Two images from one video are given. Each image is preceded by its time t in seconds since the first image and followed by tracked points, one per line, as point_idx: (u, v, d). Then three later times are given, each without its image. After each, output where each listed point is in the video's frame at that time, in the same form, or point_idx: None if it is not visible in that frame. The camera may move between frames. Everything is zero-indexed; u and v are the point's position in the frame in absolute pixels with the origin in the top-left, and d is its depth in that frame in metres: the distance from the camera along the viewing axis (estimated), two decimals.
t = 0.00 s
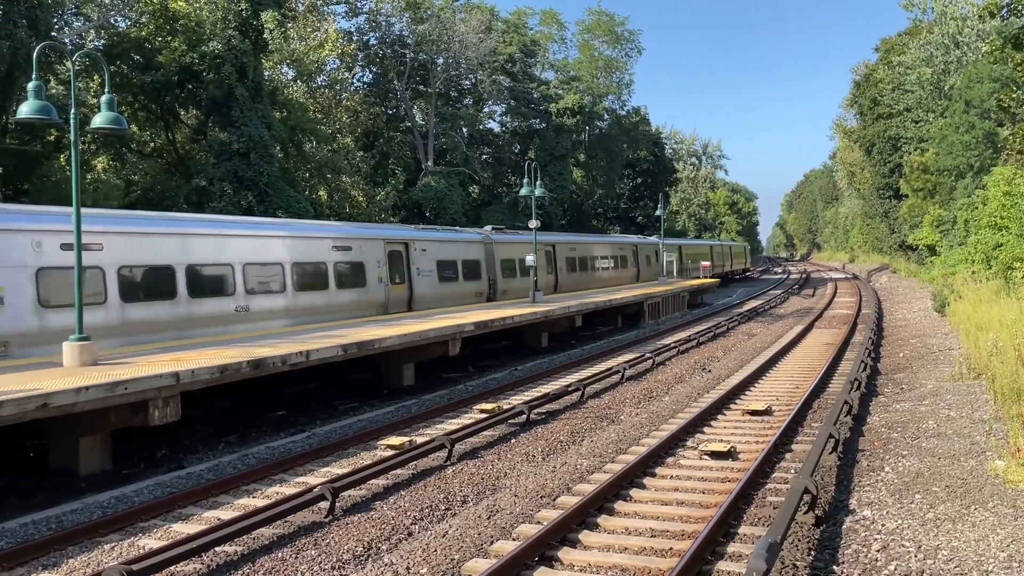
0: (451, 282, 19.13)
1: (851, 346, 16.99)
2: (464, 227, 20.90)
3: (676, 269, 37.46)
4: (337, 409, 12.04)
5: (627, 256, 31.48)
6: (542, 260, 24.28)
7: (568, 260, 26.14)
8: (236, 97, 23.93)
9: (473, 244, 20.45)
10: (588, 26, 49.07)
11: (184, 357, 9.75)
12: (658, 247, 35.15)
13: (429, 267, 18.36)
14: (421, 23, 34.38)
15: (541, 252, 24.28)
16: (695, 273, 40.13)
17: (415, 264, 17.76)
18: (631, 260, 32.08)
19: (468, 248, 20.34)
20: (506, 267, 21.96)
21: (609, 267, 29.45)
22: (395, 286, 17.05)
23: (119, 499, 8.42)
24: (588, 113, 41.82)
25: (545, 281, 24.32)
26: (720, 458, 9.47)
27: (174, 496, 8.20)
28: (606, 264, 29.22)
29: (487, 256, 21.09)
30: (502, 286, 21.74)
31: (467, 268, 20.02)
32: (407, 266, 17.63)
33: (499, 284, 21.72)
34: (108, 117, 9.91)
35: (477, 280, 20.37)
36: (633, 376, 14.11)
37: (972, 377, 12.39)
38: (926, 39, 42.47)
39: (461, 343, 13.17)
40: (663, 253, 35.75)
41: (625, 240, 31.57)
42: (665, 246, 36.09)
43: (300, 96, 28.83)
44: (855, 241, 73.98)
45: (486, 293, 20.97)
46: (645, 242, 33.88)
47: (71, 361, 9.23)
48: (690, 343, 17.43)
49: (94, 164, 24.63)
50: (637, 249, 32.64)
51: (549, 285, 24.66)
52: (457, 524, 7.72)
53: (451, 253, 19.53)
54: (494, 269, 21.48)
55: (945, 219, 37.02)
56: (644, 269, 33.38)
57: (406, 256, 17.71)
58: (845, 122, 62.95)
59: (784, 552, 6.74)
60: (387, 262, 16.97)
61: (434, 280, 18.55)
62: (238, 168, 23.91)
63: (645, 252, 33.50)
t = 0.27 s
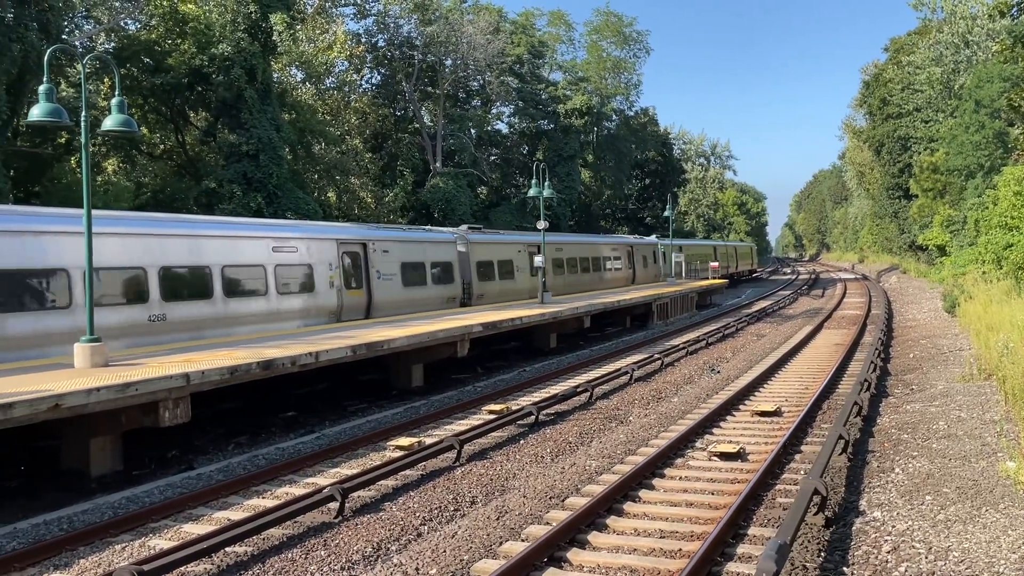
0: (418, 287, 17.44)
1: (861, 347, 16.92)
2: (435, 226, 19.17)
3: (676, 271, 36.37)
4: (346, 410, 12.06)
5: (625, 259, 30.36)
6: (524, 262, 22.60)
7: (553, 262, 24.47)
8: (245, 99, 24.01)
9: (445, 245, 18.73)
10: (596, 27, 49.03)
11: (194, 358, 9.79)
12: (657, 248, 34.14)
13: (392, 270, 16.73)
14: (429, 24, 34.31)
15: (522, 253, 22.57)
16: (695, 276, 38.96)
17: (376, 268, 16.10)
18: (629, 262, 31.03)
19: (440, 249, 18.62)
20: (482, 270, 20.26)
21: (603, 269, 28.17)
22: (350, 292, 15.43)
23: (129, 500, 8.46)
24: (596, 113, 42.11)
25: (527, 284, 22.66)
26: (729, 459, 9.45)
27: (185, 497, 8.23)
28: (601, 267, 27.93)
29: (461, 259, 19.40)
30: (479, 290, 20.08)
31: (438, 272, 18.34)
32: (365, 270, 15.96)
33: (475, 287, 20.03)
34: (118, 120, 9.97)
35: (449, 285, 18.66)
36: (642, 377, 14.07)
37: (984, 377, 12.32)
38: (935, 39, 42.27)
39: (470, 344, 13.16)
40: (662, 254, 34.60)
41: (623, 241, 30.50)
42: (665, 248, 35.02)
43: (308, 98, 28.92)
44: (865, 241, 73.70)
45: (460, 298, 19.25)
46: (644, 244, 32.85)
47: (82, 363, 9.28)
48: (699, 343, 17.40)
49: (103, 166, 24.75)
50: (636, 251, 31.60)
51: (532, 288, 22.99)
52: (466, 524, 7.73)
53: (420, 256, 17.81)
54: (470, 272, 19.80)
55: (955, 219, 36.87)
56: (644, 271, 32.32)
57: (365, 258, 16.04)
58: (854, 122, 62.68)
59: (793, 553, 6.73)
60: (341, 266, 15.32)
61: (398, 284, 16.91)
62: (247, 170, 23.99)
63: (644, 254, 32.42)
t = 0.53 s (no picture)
0: (381, 291, 15.78)
1: (876, 347, 16.82)
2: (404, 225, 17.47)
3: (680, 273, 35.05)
4: (359, 411, 12.08)
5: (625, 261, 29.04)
6: (506, 263, 20.83)
7: (540, 264, 22.72)
8: (259, 101, 24.11)
9: (413, 245, 17.06)
10: (608, 27, 48.92)
11: (208, 359, 9.83)
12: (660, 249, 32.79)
13: (350, 273, 15.09)
14: (441, 25, 34.29)
15: (503, 253, 20.82)
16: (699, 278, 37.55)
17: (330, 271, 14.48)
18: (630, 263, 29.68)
19: (408, 250, 16.96)
20: (458, 273, 18.56)
21: (601, 271, 26.75)
22: (300, 297, 13.85)
23: (145, 500, 8.50)
24: (608, 113, 42.05)
25: (510, 287, 20.96)
26: (743, 460, 9.40)
27: (200, 497, 8.27)
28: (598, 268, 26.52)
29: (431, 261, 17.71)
30: (454, 293, 18.41)
31: (405, 274, 16.68)
32: (317, 274, 14.33)
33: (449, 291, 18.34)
34: (134, 122, 10.02)
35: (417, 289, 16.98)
36: (655, 378, 14.04)
37: (1001, 377, 12.21)
38: (950, 37, 41.94)
39: (483, 345, 13.16)
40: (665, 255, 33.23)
41: (623, 242, 29.16)
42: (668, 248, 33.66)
43: (322, 99, 29.02)
44: (879, 241, 73.25)
45: (453, 301, 18.43)
46: (646, 244, 31.52)
47: (98, 363, 9.34)
48: (712, 343, 17.33)
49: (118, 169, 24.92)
50: (637, 252, 30.26)
51: (514, 292, 21.26)
52: (480, 525, 7.73)
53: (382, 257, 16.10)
54: (443, 275, 18.11)
55: (971, 218, 36.62)
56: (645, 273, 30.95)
57: (317, 261, 14.41)
58: (868, 121, 62.30)
59: (809, 555, 6.68)
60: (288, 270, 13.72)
61: (358, 288, 15.28)
62: (260, 171, 24.11)
63: (645, 255, 31.09)
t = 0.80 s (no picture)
0: (339, 296, 14.27)
1: (896, 348, 16.69)
2: (371, 225, 15.99)
3: (686, 274, 33.72)
4: (377, 412, 12.11)
5: (626, 263, 27.68)
6: (488, 265, 19.22)
7: (528, 265, 21.09)
8: (276, 103, 24.23)
9: (380, 246, 15.55)
10: (624, 27, 48.84)
11: (227, 360, 9.88)
12: (665, 248, 31.42)
13: (303, 277, 13.60)
14: (457, 27, 34.42)
15: (486, 254, 19.21)
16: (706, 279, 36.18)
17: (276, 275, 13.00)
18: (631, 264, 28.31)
19: (375, 251, 15.44)
20: (431, 276, 17.02)
21: (599, 273, 25.32)
22: (245, 304, 12.55)
23: (166, 501, 8.55)
24: (624, 114, 42.00)
25: (493, 291, 19.36)
26: (763, 461, 9.35)
27: (220, 497, 8.31)
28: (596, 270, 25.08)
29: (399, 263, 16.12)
30: (427, 298, 16.87)
31: (370, 279, 15.17)
32: (266, 278, 12.99)
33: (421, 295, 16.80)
34: (153, 125, 10.10)
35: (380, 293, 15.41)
36: (672, 379, 13.99)
37: None
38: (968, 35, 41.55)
39: (499, 346, 13.16)
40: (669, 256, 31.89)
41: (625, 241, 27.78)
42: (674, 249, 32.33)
43: (338, 101, 29.14)
44: (897, 241, 72.65)
45: (469, 302, 18.47)
46: (650, 244, 30.17)
47: (119, 364, 9.41)
48: (730, 345, 17.25)
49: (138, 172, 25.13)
50: (639, 252, 28.93)
51: (498, 296, 19.67)
52: (499, 526, 7.71)
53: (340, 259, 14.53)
54: (414, 278, 16.59)
55: (991, 218, 36.28)
56: (649, 274, 29.62)
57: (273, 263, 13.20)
58: (886, 121, 61.85)
59: (831, 557, 6.63)
60: (231, 274, 12.42)
61: (312, 294, 13.80)
62: (278, 174, 24.27)
63: (649, 256, 29.76)
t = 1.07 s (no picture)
0: (283, 303, 12.90)
1: (919, 349, 16.51)
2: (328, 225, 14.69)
3: (694, 275, 32.28)
4: (396, 413, 12.13)
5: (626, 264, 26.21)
6: (467, 267, 17.78)
7: (513, 267, 19.62)
8: (295, 106, 24.33)
9: (337, 248, 14.21)
10: (642, 27, 48.66)
11: (248, 362, 9.94)
12: (670, 248, 29.96)
13: (242, 281, 12.25)
14: (474, 28, 34.52)
15: (465, 256, 17.78)
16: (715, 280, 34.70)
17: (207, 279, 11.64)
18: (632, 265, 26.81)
19: (331, 253, 14.07)
20: (399, 279, 15.65)
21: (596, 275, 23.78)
22: (173, 312, 11.26)
23: (188, 501, 8.60)
24: (642, 114, 41.88)
25: (472, 295, 17.92)
26: (785, 463, 9.29)
27: (242, 498, 8.35)
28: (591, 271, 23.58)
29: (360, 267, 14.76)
30: (394, 305, 15.54)
31: (323, 284, 13.79)
32: (200, 284, 11.69)
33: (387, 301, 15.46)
34: (175, 128, 10.18)
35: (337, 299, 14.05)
36: (692, 380, 13.93)
37: None
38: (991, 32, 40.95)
39: (518, 347, 13.15)
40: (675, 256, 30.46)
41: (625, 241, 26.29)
42: (681, 249, 30.95)
43: (357, 103, 29.26)
44: (919, 241, 71.89)
45: (486, 303, 18.52)
46: (653, 244, 28.71)
47: (142, 366, 9.50)
48: (750, 346, 17.14)
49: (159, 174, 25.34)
50: (642, 252, 27.51)
51: (479, 300, 18.25)
52: (519, 527, 7.70)
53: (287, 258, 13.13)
54: (379, 282, 15.24)
55: (1016, 217, 35.80)
56: (653, 276, 28.20)
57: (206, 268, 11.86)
58: (907, 119, 61.24)
59: (855, 559, 6.57)
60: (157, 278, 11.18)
61: (252, 301, 12.43)
62: (297, 176, 24.36)
63: (652, 257, 28.32)
